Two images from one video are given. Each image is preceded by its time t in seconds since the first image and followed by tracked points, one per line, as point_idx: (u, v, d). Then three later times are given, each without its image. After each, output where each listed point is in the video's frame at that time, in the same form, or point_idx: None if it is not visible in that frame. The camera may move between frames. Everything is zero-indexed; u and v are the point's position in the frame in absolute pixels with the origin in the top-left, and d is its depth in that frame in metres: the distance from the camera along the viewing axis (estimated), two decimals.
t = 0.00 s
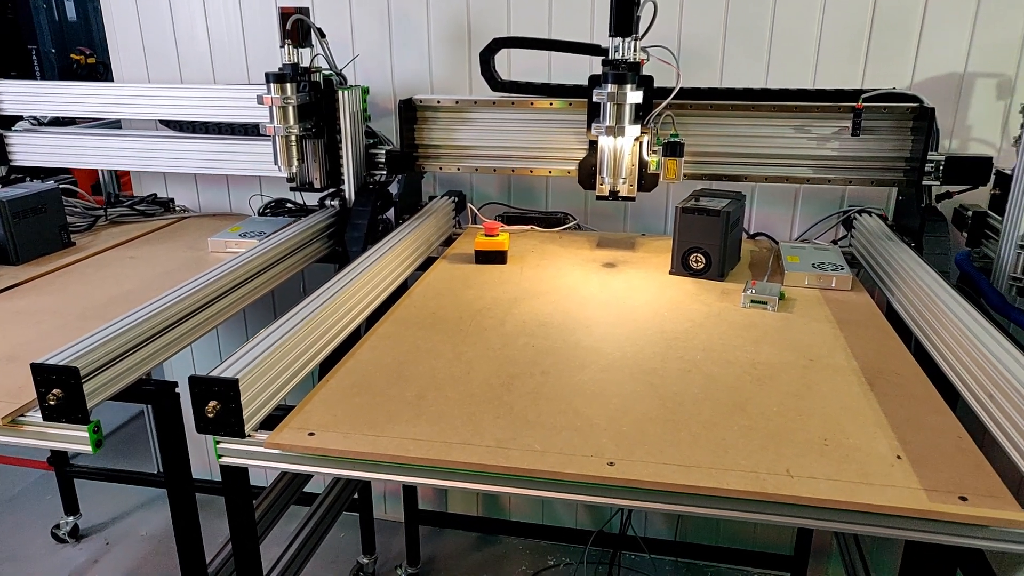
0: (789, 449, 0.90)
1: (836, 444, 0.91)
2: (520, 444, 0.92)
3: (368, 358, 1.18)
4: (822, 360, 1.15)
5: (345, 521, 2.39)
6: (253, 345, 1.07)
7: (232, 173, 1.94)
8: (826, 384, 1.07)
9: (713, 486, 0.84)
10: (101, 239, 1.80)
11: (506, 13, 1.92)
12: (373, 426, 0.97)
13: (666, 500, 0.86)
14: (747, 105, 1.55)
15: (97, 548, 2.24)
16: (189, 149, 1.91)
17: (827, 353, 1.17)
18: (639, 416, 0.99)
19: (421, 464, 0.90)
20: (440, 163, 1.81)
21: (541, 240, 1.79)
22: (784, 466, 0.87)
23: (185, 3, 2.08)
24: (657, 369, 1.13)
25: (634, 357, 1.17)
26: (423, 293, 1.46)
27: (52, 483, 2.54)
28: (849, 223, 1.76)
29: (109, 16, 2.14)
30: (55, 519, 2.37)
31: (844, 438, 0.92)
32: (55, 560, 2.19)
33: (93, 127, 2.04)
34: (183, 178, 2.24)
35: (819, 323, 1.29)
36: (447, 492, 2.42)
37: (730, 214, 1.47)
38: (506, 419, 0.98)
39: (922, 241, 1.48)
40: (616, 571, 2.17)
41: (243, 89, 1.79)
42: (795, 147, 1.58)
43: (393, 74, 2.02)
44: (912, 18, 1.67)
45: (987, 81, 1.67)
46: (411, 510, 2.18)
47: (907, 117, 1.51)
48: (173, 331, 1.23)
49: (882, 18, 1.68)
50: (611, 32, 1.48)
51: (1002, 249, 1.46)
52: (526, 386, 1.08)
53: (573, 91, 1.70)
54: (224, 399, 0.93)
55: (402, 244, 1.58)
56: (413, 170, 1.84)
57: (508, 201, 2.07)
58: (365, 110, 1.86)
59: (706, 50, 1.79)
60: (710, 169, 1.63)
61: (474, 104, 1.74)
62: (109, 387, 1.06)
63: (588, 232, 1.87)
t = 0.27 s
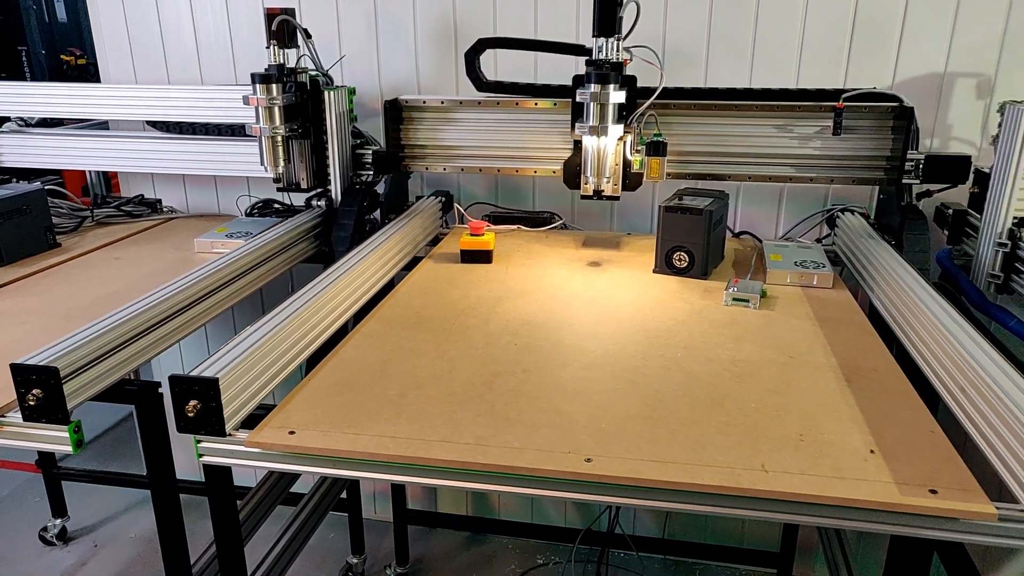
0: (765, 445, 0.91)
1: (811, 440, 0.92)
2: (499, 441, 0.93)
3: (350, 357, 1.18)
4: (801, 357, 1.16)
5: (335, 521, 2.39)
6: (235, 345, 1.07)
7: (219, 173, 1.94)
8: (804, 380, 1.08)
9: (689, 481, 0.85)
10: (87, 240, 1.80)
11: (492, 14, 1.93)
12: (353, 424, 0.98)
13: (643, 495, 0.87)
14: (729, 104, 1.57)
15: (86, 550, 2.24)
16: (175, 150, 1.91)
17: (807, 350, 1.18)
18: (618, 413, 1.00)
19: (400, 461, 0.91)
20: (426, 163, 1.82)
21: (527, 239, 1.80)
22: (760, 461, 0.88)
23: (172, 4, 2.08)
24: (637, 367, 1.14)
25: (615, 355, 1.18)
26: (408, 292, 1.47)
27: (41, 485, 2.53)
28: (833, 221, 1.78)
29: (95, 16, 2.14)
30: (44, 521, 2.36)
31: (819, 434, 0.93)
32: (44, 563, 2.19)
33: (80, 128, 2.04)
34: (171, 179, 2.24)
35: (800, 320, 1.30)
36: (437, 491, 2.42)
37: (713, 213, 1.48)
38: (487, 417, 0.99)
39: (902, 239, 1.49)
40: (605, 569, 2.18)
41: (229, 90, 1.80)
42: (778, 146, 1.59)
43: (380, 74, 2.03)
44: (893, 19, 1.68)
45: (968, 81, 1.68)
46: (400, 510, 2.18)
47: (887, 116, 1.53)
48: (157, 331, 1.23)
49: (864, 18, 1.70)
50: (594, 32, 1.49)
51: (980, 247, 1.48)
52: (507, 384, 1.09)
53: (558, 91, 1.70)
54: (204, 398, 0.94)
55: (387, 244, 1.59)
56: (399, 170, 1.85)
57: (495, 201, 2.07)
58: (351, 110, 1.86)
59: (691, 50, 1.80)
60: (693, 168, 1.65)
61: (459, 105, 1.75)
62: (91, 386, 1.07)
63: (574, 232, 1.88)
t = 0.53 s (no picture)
0: (735, 441, 0.92)
1: (780, 437, 0.93)
2: (471, 440, 0.94)
3: (326, 357, 1.19)
4: (775, 355, 1.17)
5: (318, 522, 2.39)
6: (209, 345, 1.07)
7: (199, 173, 1.93)
8: (777, 377, 1.09)
9: (658, 478, 0.85)
10: (65, 241, 1.79)
11: (473, 14, 1.93)
12: (326, 423, 0.98)
13: (614, 492, 0.88)
14: (706, 104, 1.58)
15: (67, 553, 2.23)
16: (155, 150, 1.90)
17: (781, 347, 1.19)
18: (591, 411, 1.01)
19: (372, 459, 0.91)
20: (407, 163, 1.83)
21: (507, 239, 1.81)
22: (729, 457, 0.89)
23: (153, 5, 2.07)
24: (612, 365, 1.14)
25: (591, 354, 1.19)
26: (386, 292, 1.47)
27: (21, 488, 2.52)
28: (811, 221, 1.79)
29: (75, 17, 2.13)
30: (24, 524, 2.35)
31: (789, 430, 0.94)
32: (24, 566, 2.18)
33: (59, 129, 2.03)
34: (152, 180, 2.23)
35: (775, 318, 1.31)
36: (420, 491, 2.42)
37: (690, 212, 1.49)
38: (460, 416, 0.99)
39: (879, 238, 1.49)
40: (588, 567, 2.19)
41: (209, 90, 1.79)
42: (755, 146, 1.61)
43: (362, 75, 2.03)
44: (869, 20, 1.69)
45: (943, 81, 1.70)
46: (383, 511, 2.18)
47: (863, 117, 1.54)
48: (132, 331, 1.23)
49: (841, 19, 1.71)
50: (573, 32, 1.50)
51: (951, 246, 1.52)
52: (481, 382, 1.09)
53: (538, 91, 1.71)
54: (177, 398, 0.94)
55: (366, 244, 1.59)
56: (380, 170, 1.85)
57: (477, 201, 2.08)
58: (332, 111, 1.86)
59: (671, 50, 1.81)
60: (672, 168, 1.65)
61: (439, 105, 1.75)
62: (63, 387, 1.06)
63: (554, 231, 1.89)
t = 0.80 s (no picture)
0: (700, 438, 0.93)
1: (745, 432, 0.94)
2: (438, 439, 0.94)
3: (296, 358, 1.18)
4: (742, 351, 1.18)
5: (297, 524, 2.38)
6: (176, 346, 1.07)
7: (171, 174, 1.92)
8: (744, 374, 1.10)
9: (622, 475, 0.86)
10: (35, 243, 1.77)
11: (447, 13, 1.92)
12: (293, 424, 0.98)
13: (579, 489, 0.88)
14: (678, 103, 1.59)
15: (41, 559, 2.21)
16: (126, 151, 1.88)
17: (749, 344, 1.20)
18: (558, 409, 1.01)
19: (337, 459, 0.91)
20: (381, 162, 1.83)
21: (482, 239, 1.81)
22: (693, 453, 0.89)
23: (124, 5, 2.06)
24: (582, 363, 1.15)
25: (561, 352, 1.19)
26: (359, 292, 1.47)
27: None
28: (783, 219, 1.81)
29: (45, 17, 2.10)
30: None
31: (753, 426, 0.95)
32: None
33: (28, 130, 2.01)
34: (125, 181, 2.21)
35: (745, 315, 1.32)
36: (400, 492, 2.42)
37: (662, 210, 1.50)
38: (428, 415, 1.00)
39: (847, 236, 1.51)
40: (566, 566, 2.20)
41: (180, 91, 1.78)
42: (727, 145, 1.62)
43: (337, 74, 2.01)
44: (839, 19, 1.71)
45: (911, 80, 1.72)
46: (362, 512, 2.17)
47: (832, 115, 1.57)
48: (99, 333, 1.22)
49: (812, 18, 1.72)
50: (544, 32, 1.50)
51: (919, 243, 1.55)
52: (450, 382, 1.09)
53: (511, 91, 1.71)
54: (140, 400, 0.93)
55: (338, 244, 1.59)
56: (354, 171, 1.84)
57: (453, 201, 2.08)
58: (305, 111, 1.85)
59: (645, 49, 1.81)
60: (645, 167, 1.66)
61: (413, 104, 1.75)
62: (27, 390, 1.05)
63: (530, 231, 1.89)
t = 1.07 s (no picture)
0: (663, 435, 0.94)
1: (708, 429, 0.95)
2: (403, 440, 0.94)
3: (263, 360, 1.18)
4: (709, 349, 1.19)
5: (273, 527, 2.36)
6: (139, 350, 1.06)
7: (140, 176, 1.90)
8: (709, 371, 1.11)
9: (585, 472, 0.86)
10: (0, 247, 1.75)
11: (419, 13, 1.90)
12: (258, 426, 0.97)
13: (544, 488, 0.89)
14: (647, 103, 1.60)
15: (12, 567, 2.18)
16: (94, 153, 1.86)
17: (715, 341, 1.21)
18: (524, 408, 1.01)
19: (302, 461, 0.91)
20: (352, 163, 1.82)
21: (455, 239, 1.81)
22: (657, 451, 0.90)
23: (91, 6, 2.03)
24: (549, 362, 1.15)
25: (529, 351, 1.19)
26: (329, 294, 1.46)
27: None
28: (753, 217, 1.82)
29: (10, 18, 2.08)
30: None
31: (718, 423, 0.96)
32: None
33: None
34: (94, 183, 2.19)
35: (713, 313, 1.33)
36: (377, 493, 2.41)
37: (631, 209, 1.50)
38: (394, 416, 1.00)
39: (814, 233, 1.52)
40: (543, 565, 2.20)
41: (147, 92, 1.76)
42: (696, 144, 1.63)
43: (308, 74, 1.99)
44: (806, 19, 1.72)
45: (877, 80, 1.74)
46: (337, 514, 2.16)
47: (799, 115, 1.59)
48: (63, 337, 1.21)
49: (780, 18, 1.73)
50: (513, 32, 1.50)
51: (884, 240, 1.57)
52: (417, 382, 1.09)
53: (481, 91, 1.71)
54: (101, 404, 0.92)
55: (309, 245, 1.58)
56: (325, 171, 1.83)
57: (426, 201, 2.08)
58: (276, 112, 1.83)
59: (616, 50, 1.82)
60: (615, 166, 1.67)
61: (383, 105, 1.75)
62: None
63: (503, 231, 1.89)
